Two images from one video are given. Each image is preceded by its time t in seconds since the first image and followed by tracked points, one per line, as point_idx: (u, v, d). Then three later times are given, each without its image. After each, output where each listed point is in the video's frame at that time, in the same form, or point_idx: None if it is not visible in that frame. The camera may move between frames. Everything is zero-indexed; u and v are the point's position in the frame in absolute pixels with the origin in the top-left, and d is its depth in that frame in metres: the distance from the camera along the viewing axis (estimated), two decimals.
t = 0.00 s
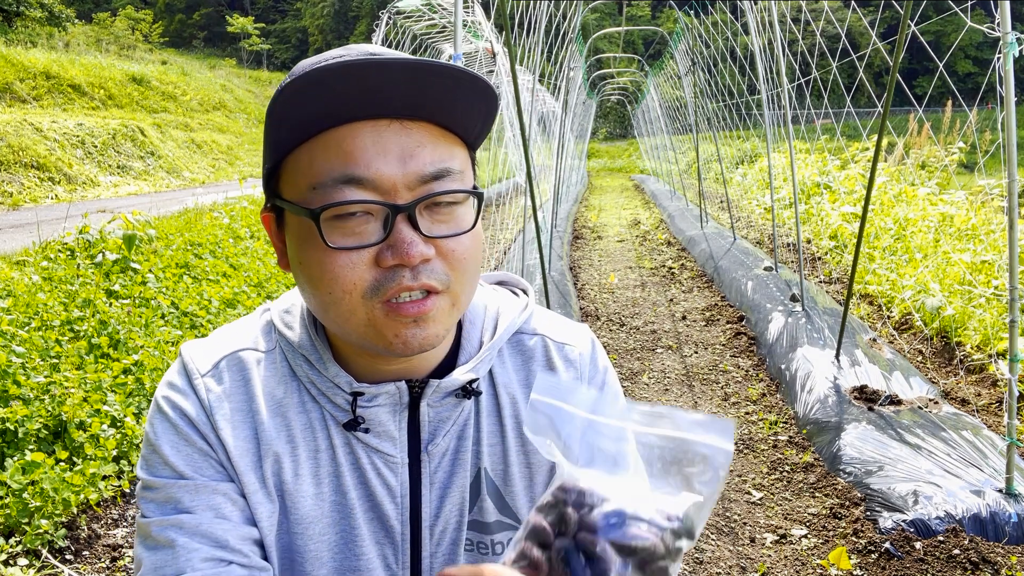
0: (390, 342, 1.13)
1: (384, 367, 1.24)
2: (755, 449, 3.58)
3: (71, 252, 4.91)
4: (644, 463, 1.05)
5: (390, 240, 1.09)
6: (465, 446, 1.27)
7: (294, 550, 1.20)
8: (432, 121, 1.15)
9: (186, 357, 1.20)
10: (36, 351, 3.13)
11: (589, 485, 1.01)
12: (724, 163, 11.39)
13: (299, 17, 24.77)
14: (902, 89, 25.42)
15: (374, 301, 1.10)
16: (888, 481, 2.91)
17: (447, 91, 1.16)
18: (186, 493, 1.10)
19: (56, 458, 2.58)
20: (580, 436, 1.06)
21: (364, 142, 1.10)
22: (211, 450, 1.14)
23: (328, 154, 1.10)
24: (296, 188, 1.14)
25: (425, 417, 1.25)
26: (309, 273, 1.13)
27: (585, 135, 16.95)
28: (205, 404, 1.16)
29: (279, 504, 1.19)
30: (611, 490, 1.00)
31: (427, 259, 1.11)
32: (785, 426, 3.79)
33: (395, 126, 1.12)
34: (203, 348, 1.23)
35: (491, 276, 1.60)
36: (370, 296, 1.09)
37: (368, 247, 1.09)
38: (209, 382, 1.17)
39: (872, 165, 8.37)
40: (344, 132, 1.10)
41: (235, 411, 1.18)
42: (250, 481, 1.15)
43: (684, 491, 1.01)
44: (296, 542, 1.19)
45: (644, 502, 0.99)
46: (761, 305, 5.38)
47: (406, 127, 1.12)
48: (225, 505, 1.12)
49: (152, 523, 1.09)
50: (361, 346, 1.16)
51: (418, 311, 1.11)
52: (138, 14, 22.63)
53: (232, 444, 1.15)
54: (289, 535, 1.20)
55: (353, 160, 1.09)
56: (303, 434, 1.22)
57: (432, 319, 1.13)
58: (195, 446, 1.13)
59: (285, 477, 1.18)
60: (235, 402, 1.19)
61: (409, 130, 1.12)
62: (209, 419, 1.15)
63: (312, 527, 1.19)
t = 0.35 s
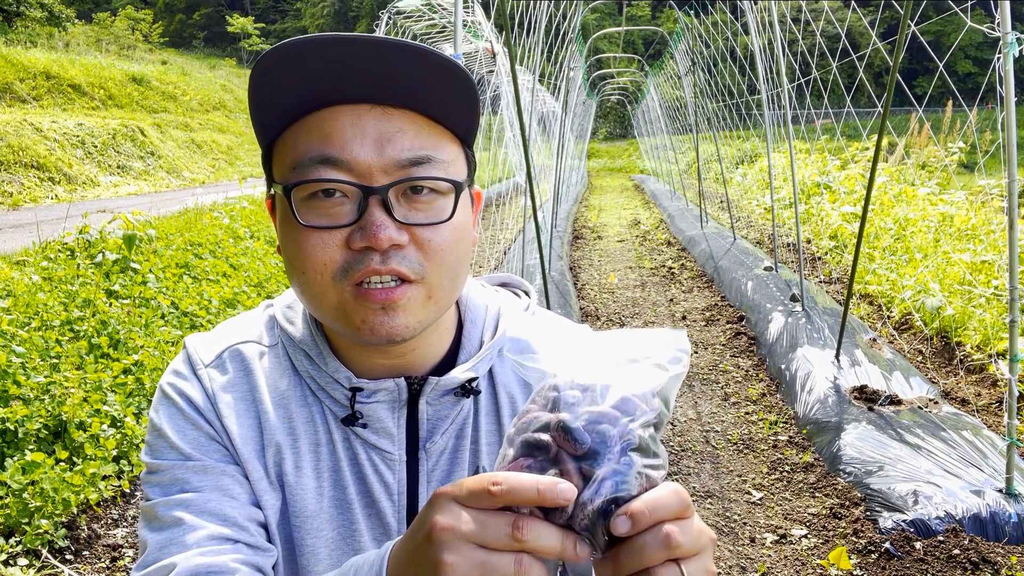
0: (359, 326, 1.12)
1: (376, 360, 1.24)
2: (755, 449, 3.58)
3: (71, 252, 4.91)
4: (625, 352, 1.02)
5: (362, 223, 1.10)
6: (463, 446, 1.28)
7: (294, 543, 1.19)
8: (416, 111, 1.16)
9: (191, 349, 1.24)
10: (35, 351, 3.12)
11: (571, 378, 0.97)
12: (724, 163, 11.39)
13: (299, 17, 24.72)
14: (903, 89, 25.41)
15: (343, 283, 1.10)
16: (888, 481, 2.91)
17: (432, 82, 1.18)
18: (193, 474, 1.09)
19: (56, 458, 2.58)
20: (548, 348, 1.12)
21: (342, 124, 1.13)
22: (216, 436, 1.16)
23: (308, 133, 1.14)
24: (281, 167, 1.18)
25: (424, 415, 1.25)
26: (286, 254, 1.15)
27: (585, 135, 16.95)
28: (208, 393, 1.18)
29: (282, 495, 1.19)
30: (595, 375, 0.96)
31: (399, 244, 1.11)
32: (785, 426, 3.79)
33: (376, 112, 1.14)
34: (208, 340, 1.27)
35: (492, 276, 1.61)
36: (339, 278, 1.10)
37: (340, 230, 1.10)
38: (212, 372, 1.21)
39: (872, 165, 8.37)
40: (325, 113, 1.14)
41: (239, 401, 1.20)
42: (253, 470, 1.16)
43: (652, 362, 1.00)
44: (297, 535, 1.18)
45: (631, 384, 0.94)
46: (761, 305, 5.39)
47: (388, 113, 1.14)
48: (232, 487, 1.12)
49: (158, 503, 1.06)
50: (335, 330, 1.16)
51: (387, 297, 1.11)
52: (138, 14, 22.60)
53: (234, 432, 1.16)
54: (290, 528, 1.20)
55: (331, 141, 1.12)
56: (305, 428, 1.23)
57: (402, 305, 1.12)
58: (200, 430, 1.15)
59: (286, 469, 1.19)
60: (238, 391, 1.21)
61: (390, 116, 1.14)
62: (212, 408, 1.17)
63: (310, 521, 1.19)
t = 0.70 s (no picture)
0: (359, 323, 1.12)
1: (376, 357, 1.24)
2: (755, 449, 3.58)
3: (71, 252, 4.91)
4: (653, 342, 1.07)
5: (362, 220, 1.10)
6: (463, 442, 1.27)
7: (296, 539, 1.19)
8: (417, 109, 1.16)
9: (192, 347, 1.24)
10: (36, 351, 3.12)
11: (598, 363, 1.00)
12: (724, 163, 11.39)
13: (300, 17, 24.68)
14: (903, 89, 25.42)
15: (343, 279, 1.10)
16: (888, 481, 2.91)
17: (434, 81, 1.18)
18: (197, 469, 1.10)
19: (56, 458, 2.58)
20: (574, 334, 1.17)
21: (344, 122, 1.13)
22: (218, 433, 1.16)
23: (310, 131, 1.15)
24: (282, 165, 1.18)
25: (424, 412, 1.25)
26: (287, 251, 1.15)
27: (585, 135, 16.95)
28: (210, 390, 1.18)
29: (284, 492, 1.19)
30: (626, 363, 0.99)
31: (399, 242, 1.11)
32: (785, 426, 3.79)
33: (378, 110, 1.14)
34: (209, 339, 1.27)
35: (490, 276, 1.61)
36: (340, 274, 1.10)
37: (340, 226, 1.10)
38: (214, 369, 1.21)
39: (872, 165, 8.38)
40: (328, 111, 1.15)
41: (240, 398, 1.20)
42: (255, 465, 1.16)
43: (678, 350, 1.04)
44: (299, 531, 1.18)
45: (658, 372, 0.97)
46: (761, 305, 5.39)
47: (390, 112, 1.14)
48: (237, 482, 1.12)
49: (164, 497, 1.07)
50: (335, 327, 1.16)
51: (387, 294, 1.11)
52: (138, 14, 22.58)
53: (237, 428, 1.17)
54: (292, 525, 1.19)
55: (333, 138, 1.13)
56: (307, 425, 1.23)
57: (401, 303, 1.12)
58: (203, 426, 1.15)
59: (288, 466, 1.19)
60: (240, 388, 1.21)
61: (392, 115, 1.14)
62: (214, 405, 1.18)
63: (313, 517, 1.19)
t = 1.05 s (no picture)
0: (361, 320, 1.12)
1: (377, 356, 1.24)
2: (755, 449, 3.58)
3: (71, 252, 4.91)
4: (699, 340, 1.01)
5: (364, 218, 1.10)
6: (464, 440, 1.27)
7: (296, 537, 1.19)
8: (420, 109, 1.16)
9: (193, 347, 1.24)
10: (35, 351, 3.12)
11: (642, 357, 0.96)
12: (724, 163, 11.39)
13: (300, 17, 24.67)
14: (902, 89, 25.44)
15: (345, 277, 1.10)
16: (888, 481, 2.91)
17: (437, 81, 1.18)
18: (197, 467, 1.10)
19: (56, 458, 2.58)
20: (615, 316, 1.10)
21: (348, 120, 1.13)
22: (219, 431, 1.16)
23: (314, 130, 1.15)
24: (285, 164, 1.18)
25: (424, 410, 1.25)
26: (289, 250, 1.15)
27: (585, 135, 16.95)
28: (211, 389, 1.19)
29: (285, 490, 1.19)
30: (671, 361, 0.95)
31: (401, 240, 1.10)
32: (785, 426, 3.79)
33: (381, 109, 1.14)
34: (210, 338, 1.27)
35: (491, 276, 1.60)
36: (342, 272, 1.10)
37: (342, 224, 1.10)
38: (215, 369, 1.21)
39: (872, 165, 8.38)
40: (332, 111, 1.15)
41: (241, 396, 1.20)
42: (256, 463, 1.16)
43: (724, 356, 0.98)
44: (299, 529, 1.18)
45: (705, 375, 0.94)
46: (761, 305, 5.39)
47: (393, 110, 1.15)
48: (237, 480, 1.12)
49: (164, 496, 1.07)
50: (337, 325, 1.16)
51: (389, 292, 1.10)
52: (138, 14, 22.56)
53: (237, 426, 1.17)
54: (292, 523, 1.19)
55: (336, 137, 1.13)
56: (308, 423, 1.23)
57: (404, 300, 1.12)
58: (204, 425, 1.15)
59: (288, 464, 1.19)
60: (241, 387, 1.21)
61: (395, 114, 1.14)
62: (215, 403, 1.18)
63: (313, 515, 1.19)
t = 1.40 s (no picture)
0: (356, 316, 1.12)
1: (375, 355, 1.24)
2: (755, 449, 3.58)
3: (71, 252, 4.91)
4: (705, 336, 1.00)
5: (359, 214, 1.10)
6: (462, 439, 1.27)
7: (294, 536, 1.19)
8: (415, 107, 1.17)
9: (192, 347, 1.25)
10: (35, 351, 3.12)
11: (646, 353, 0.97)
12: (724, 163, 11.40)
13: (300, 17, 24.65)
14: (902, 88, 25.45)
15: (340, 273, 1.10)
16: (888, 481, 2.91)
17: (432, 79, 1.18)
18: (196, 467, 1.10)
19: (56, 458, 2.58)
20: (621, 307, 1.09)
21: (343, 118, 1.13)
22: (217, 432, 1.16)
23: (310, 128, 1.15)
24: (281, 163, 1.18)
25: (422, 409, 1.25)
26: (285, 247, 1.15)
27: (585, 134, 16.95)
28: (209, 389, 1.18)
29: (283, 489, 1.19)
30: (674, 358, 0.96)
31: (396, 236, 1.10)
32: (785, 426, 3.79)
33: (376, 108, 1.14)
34: (208, 338, 1.27)
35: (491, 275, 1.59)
36: (336, 268, 1.10)
37: (337, 220, 1.10)
38: (213, 369, 1.21)
39: (872, 165, 8.39)
40: (327, 108, 1.15)
41: (239, 396, 1.20)
42: (254, 463, 1.16)
43: (729, 353, 0.98)
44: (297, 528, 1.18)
45: (707, 372, 0.94)
46: (761, 305, 5.39)
47: (387, 109, 1.15)
48: (236, 480, 1.12)
49: (162, 497, 1.07)
50: (333, 322, 1.16)
51: (384, 288, 1.10)
52: (138, 14, 22.54)
53: (236, 426, 1.17)
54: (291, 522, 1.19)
55: (331, 134, 1.13)
56: (306, 423, 1.23)
57: (399, 296, 1.11)
58: (202, 424, 1.15)
59: (287, 464, 1.19)
60: (239, 388, 1.21)
61: (390, 112, 1.14)
62: (213, 403, 1.18)
63: (312, 514, 1.19)
